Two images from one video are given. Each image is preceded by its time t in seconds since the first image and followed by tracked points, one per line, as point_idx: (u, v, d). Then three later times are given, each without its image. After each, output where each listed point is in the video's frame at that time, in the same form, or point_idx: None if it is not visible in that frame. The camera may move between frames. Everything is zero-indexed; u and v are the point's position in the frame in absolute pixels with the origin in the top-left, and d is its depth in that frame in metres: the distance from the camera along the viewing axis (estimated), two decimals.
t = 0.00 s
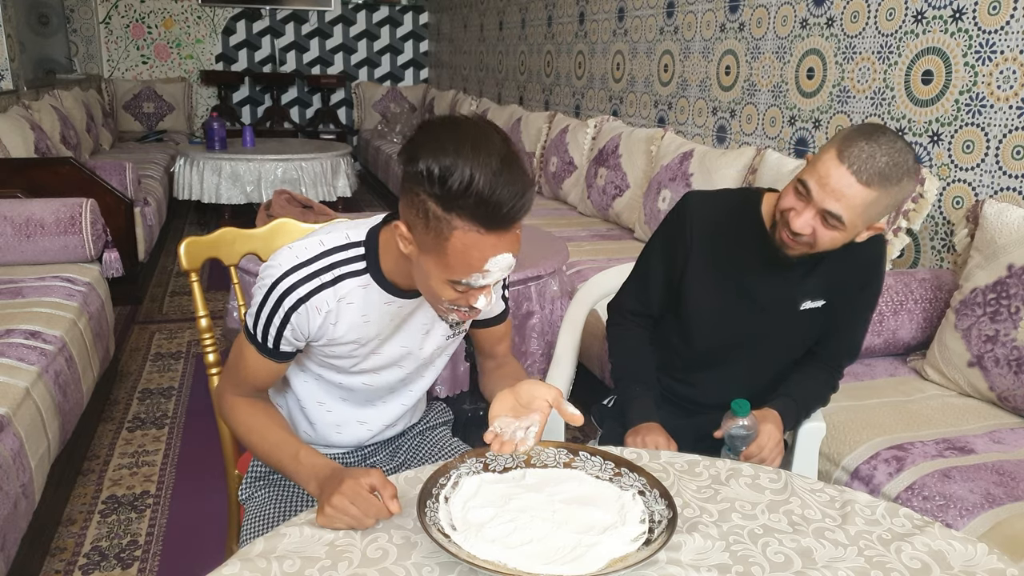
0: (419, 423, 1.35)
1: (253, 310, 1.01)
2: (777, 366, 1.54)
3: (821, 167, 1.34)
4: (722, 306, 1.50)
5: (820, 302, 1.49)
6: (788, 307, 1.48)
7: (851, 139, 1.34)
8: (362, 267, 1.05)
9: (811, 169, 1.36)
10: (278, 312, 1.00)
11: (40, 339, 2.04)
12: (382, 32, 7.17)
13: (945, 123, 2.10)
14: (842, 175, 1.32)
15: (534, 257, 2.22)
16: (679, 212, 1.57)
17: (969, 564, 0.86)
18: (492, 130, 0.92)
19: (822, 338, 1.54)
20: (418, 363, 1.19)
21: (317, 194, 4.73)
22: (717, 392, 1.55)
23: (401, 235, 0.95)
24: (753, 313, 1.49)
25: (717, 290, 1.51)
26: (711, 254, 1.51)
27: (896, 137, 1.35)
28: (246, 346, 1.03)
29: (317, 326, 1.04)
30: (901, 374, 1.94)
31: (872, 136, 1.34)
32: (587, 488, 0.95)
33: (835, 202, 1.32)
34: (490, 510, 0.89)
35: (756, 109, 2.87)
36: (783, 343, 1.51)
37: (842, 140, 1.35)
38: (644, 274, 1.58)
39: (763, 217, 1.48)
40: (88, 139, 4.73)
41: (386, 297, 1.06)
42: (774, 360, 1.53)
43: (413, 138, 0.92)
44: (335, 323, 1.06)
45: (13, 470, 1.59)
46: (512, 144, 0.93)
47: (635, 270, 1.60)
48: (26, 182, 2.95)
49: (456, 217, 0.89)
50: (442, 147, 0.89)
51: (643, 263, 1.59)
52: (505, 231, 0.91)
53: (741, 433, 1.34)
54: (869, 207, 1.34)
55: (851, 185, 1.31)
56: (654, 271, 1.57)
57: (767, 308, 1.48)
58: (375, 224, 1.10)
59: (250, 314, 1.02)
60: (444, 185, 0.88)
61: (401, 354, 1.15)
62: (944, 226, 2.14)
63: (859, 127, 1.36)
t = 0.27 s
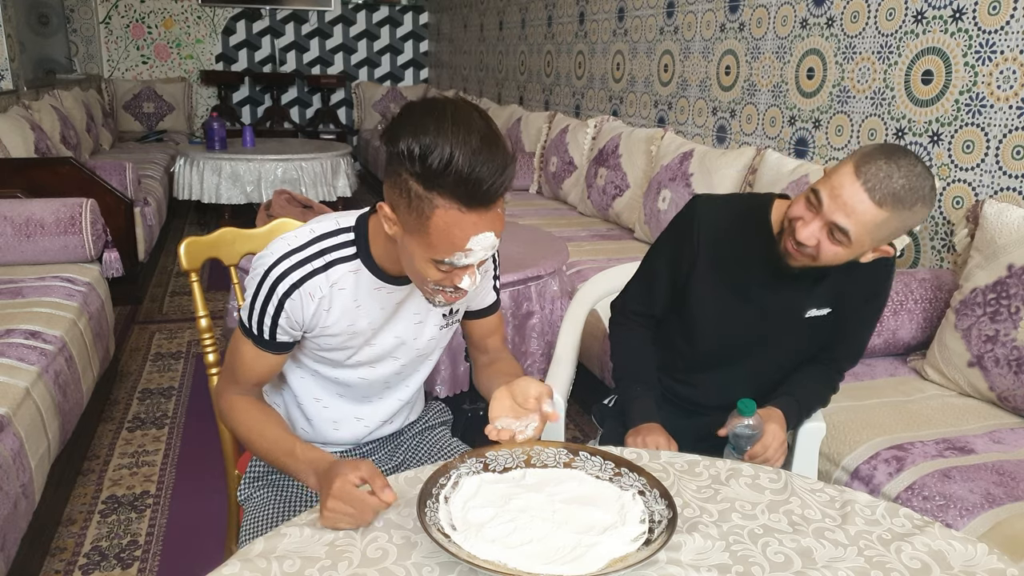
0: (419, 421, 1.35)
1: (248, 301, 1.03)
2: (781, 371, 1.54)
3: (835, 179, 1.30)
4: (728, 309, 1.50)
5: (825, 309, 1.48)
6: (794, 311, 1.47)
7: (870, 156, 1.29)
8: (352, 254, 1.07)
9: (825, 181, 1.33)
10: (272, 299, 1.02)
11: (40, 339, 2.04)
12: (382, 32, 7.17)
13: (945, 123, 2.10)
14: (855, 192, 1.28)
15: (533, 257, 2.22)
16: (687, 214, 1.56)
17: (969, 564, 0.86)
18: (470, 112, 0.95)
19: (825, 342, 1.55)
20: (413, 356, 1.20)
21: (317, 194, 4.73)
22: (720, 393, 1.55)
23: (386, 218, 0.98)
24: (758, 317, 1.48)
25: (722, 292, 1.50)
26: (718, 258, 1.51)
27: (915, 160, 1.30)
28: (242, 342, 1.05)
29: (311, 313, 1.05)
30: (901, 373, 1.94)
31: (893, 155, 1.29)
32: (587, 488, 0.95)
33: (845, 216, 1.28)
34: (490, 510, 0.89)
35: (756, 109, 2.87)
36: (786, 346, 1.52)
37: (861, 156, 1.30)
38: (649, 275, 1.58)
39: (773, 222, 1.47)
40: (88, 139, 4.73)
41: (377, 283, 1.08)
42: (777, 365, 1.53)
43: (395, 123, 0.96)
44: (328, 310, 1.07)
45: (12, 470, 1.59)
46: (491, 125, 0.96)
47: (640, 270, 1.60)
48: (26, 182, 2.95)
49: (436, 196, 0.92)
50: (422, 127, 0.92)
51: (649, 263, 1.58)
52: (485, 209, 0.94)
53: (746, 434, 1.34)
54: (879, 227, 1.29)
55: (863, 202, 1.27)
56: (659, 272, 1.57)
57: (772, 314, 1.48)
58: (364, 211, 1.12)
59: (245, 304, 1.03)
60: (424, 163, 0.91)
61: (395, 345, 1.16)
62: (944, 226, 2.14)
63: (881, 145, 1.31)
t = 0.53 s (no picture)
0: (416, 420, 1.37)
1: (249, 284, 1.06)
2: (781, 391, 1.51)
3: (852, 203, 1.23)
4: (730, 323, 1.46)
5: (831, 337, 1.43)
6: (800, 331, 1.42)
7: (892, 183, 1.21)
8: (341, 236, 1.12)
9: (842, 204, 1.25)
10: (272, 279, 1.06)
11: (40, 339, 2.04)
12: (382, 32, 7.17)
13: (945, 123, 2.10)
14: (867, 216, 1.20)
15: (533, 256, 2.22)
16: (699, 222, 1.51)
17: (969, 564, 0.86)
18: (467, 141, 0.92)
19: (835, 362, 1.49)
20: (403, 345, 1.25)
21: (317, 194, 4.74)
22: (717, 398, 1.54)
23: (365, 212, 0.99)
24: (760, 334, 1.44)
25: (726, 306, 1.46)
26: (723, 271, 1.46)
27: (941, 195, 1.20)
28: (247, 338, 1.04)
29: (308, 292, 1.10)
30: (901, 373, 1.94)
31: (919, 188, 1.20)
32: (587, 488, 0.95)
33: (856, 241, 1.21)
34: (490, 510, 0.89)
35: (756, 109, 2.87)
36: (791, 364, 1.47)
37: (883, 182, 1.22)
38: (654, 279, 1.55)
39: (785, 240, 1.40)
40: (88, 139, 4.73)
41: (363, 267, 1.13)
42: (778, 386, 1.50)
43: (395, 123, 0.94)
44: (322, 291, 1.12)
45: (12, 470, 1.59)
46: (483, 163, 0.93)
47: (647, 271, 1.57)
48: (26, 182, 2.95)
49: (400, 215, 0.92)
50: (412, 140, 0.90)
51: (655, 268, 1.55)
52: (445, 244, 0.93)
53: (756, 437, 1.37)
54: (894, 259, 1.21)
55: (878, 230, 1.20)
56: (664, 279, 1.54)
57: (773, 335, 1.44)
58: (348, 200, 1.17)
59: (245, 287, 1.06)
60: (400, 179, 0.90)
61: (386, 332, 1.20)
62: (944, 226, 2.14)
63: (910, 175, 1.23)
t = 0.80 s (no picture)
0: (415, 420, 1.37)
1: (245, 290, 1.06)
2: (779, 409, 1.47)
3: (860, 241, 1.10)
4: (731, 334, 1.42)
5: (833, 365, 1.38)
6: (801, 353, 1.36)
7: (908, 226, 1.07)
8: (337, 240, 1.11)
9: (852, 240, 1.13)
10: (269, 285, 1.06)
11: (40, 339, 2.04)
12: (382, 32, 7.17)
13: (944, 123, 2.10)
14: (872, 259, 1.08)
15: (533, 256, 2.23)
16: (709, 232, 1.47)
17: (969, 564, 0.86)
18: (457, 143, 0.92)
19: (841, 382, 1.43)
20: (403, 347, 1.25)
21: (317, 194, 4.74)
22: (713, 402, 1.52)
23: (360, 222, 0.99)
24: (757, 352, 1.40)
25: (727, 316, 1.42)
26: (727, 282, 1.41)
27: (959, 245, 1.05)
28: (246, 340, 1.05)
29: (305, 297, 1.10)
30: (901, 373, 1.94)
31: (936, 233, 1.06)
32: (587, 488, 0.95)
33: (857, 284, 1.09)
34: (490, 510, 0.89)
35: (756, 109, 2.87)
36: (791, 381, 1.42)
37: (899, 223, 1.08)
38: (657, 283, 1.53)
39: (794, 259, 1.32)
40: (88, 139, 4.73)
41: (361, 271, 1.12)
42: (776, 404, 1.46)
43: (384, 133, 0.94)
44: (320, 295, 1.11)
45: (13, 470, 1.60)
46: (475, 163, 0.93)
47: (653, 276, 1.55)
48: (26, 182, 2.95)
49: (398, 224, 0.91)
50: (402, 149, 0.90)
51: (661, 274, 1.52)
52: (448, 247, 0.93)
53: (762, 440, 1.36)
54: (897, 308, 1.09)
55: (881, 275, 1.07)
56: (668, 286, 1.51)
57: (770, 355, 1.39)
58: (347, 201, 1.16)
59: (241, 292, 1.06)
60: (394, 189, 0.90)
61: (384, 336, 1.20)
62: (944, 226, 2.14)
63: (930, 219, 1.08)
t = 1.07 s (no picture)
0: (416, 422, 1.37)
1: (243, 291, 1.06)
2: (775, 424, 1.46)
3: (862, 287, 1.09)
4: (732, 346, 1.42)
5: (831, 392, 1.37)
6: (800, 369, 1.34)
7: (912, 278, 1.05)
8: (337, 240, 1.10)
9: (854, 283, 1.11)
10: (267, 286, 1.06)
11: (40, 339, 2.04)
12: (382, 32, 7.17)
13: (944, 123, 2.10)
14: (872, 309, 1.06)
15: (532, 257, 2.23)
16: (716, 246, 1.46)
17: (969, 564, 0.86)
18: (466, 132, 0.93)
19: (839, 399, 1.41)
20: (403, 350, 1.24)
21: (317, 194, 4.74)
22: (710, 408, 1.51)
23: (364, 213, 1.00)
24: (756, 369, 1.39)
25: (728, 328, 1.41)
26: (729, 296, 1.40)
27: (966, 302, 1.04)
28: (238, 340, 1.06)
29: (303, 298, 1.09)
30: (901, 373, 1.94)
31: (940, 288, 1.04)
32: (587, 488, 0.95)
33: (853, 331, 1.08)
34: (490, 510, 0.89)
35: (756, 109, 2.87)
36: (788, 395, 1.40)
37: (904, 274, 1.06)
38: (661, 291, 1.52)
39: (796, 282, 1.33)
40: (88, 139, 4.73)
41: (361, 271, 1.11)
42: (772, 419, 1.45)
43: (391, 124, 0.95)
44: (319, 296, 1.11)
45: (13, 470, 1.60)
46: (483, 152, 0.95)
47: (657, 284, 1.54)
48: (26, 182, 2.95)
49: (408, 212, 0.92)
50: (412, 139, 0.91)
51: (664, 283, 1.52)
52: (456, 236, 0.94)
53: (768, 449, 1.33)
54: (892, 359, 1.07)
55: (879, 324, 1.05)
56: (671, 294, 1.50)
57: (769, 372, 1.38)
58: (347, 202, 1.15)
59: (239, 294, 1.07)
60: (404, 178, 0.91)
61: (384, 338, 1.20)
62: (944, 226, 2.14)
63: (937, 269, 1.06)
